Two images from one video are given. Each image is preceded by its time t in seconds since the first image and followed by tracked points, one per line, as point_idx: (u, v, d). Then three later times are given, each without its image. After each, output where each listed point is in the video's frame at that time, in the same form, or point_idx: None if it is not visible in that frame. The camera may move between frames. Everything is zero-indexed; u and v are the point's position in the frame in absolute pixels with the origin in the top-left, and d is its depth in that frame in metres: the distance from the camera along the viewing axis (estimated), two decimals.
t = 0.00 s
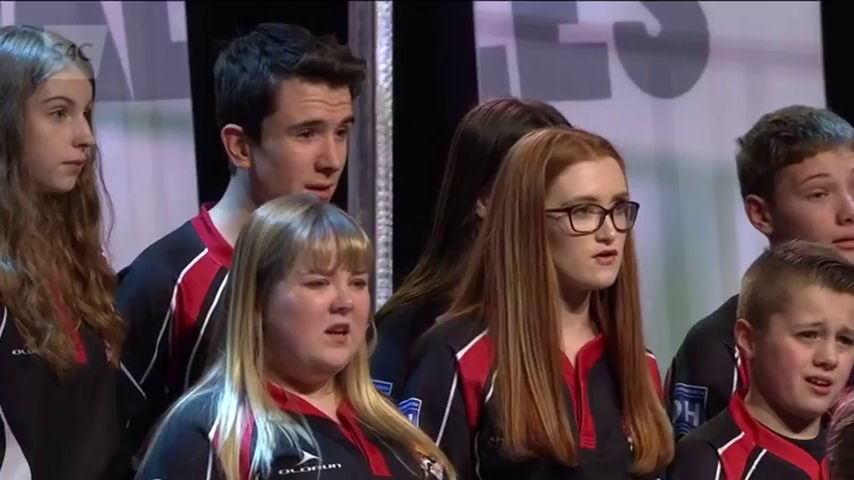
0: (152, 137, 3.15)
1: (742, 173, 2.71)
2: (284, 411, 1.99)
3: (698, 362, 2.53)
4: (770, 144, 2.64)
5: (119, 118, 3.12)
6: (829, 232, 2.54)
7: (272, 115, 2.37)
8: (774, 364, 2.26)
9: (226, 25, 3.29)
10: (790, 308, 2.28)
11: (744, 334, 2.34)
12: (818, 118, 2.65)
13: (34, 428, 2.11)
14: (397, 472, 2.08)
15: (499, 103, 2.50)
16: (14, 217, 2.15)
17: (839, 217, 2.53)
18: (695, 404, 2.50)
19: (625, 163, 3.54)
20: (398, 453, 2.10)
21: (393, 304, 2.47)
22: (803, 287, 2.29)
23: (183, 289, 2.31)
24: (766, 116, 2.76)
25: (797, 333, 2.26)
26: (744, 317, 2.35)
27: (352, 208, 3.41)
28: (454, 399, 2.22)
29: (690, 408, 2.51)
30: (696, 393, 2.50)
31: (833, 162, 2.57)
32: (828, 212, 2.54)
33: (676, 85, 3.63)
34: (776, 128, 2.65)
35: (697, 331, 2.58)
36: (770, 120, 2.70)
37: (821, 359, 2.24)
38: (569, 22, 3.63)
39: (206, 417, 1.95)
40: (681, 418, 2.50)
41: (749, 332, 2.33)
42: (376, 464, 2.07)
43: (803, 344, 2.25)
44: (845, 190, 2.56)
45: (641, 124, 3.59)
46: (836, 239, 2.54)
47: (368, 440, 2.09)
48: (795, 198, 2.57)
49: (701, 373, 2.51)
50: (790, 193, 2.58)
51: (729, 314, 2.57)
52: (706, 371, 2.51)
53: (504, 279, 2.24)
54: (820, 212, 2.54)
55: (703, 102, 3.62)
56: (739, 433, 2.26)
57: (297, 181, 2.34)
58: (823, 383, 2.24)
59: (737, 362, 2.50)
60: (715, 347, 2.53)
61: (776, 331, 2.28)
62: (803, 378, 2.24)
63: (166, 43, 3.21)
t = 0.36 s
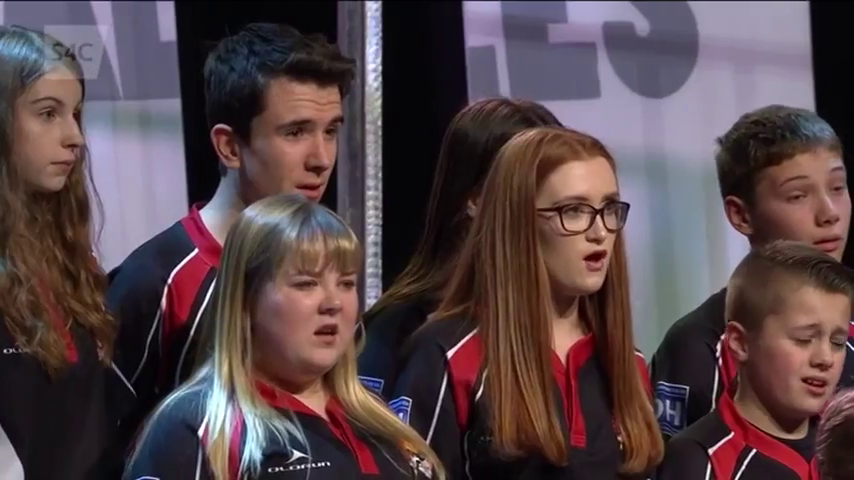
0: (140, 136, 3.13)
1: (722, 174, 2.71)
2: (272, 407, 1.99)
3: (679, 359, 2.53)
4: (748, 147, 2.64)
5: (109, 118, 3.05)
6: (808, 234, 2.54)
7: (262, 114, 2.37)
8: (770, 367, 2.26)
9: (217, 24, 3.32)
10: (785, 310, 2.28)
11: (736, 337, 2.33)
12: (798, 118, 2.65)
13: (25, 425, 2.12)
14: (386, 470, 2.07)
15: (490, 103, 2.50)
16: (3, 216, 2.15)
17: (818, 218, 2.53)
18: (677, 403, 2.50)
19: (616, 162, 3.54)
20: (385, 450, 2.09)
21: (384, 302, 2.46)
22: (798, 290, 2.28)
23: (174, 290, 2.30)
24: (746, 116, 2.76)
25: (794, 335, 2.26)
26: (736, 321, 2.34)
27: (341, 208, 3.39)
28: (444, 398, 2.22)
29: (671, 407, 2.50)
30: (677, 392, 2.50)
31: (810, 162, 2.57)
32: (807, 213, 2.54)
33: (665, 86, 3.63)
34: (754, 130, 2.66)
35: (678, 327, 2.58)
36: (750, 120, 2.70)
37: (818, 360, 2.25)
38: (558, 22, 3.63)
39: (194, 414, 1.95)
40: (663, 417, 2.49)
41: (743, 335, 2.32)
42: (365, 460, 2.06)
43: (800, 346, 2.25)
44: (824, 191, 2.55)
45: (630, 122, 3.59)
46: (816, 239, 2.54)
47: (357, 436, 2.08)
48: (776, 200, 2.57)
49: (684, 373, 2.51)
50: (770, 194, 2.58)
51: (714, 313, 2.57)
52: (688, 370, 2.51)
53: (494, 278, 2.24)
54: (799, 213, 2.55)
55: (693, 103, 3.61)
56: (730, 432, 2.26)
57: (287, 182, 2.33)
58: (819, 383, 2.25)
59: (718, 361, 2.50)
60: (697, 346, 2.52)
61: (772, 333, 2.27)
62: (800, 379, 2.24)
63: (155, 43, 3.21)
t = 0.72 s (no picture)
0: (130, 134, 3.12)
1: (704, 175, 2.71)
2: (260, 403, 1.99)
3: (664, 357, 2.53)
4: (729, 145, 2.64)
5: (98, 117, 3.06)
6: (791, 232, 2.54)
7: (249, 114, 2.36)
8: (764, 370, 2.26)
9: (204, 24, 3.27)
10: (776, 313, 2.28)
11: (725, 341, 2.33)
12: (779, 117, 2.65)
13: (13, 424, 2.10)
14: (373, 467, 2.07)
15: (476, 103, 2.50)
16: None
17: (800, 216, 2.53)
18: (662, 400, 2.49)
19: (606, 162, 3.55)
20: (371, 446, 2.09)
21: (373, 301, 2.45)
22: (788, 294, 2.29)
23: (163, 287, 2.30)
24: (727, 116, 2.76)
25: (786, 337, 2.27)
26: (726, 325, 2.34)
27: (330, 208, 3.37)
28: (435, 396, 2.21)
29: (656, 404, 2.50)
30: (663, 389, 2.50)
31: (791, 161, 2.57)
32: (789, 211, 2.54)
33: (654, 86, 3.63)
34: (734, 129, 2.66)
35: (665, 324, 2.57)
36: (730, 120, 2.70)
37: (811, 361, 2.25)
38: (548, 21, 3.63)
39: (181, 409, 1.95)
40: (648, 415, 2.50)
41: (733, 340, 2.32)
42: (351, 456, 2.06)
43: (793, 348, 2.26)
44: (806, 188, 2.55)
45: (620, 123, 3.60)
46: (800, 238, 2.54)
47: (343, 432, 2.08)
48: (757, 199, 2.57)
49: (669, 370, 2.51)
50: (752, 192, 2.58)
51: (701, 310, 2.56)
52: (673, 368, 2.51)
53: (484, 279, 2.24)
54: (781, 211, 2.54)
55: (682, 97, 3.62)
56: (717, 432, 2.27)
57: (277, 182, 2.33)
58: (812, 384, 2.26)
59: (704, 359, 2.50)
60: (683, 344, 2.52)
61: (762, 335, 2.28)
62: (794, 381, 2.25)
63: (144, 42, 3.19)
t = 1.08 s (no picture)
0: (118, 134, 3.11)
1: (693, 176, 2.71)
2: (248, 399, 1.99)
3: (656, 357, 2.53)
4: (716, 145, 2.65)
5: (85, 116, 3.03)
6: (780, 230, 2.54)
7: (235, 112, 2.36)
8: (750, 367, 2.27)
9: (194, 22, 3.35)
10: (763, 311, 2.28)
11: (713, 341, 2.33)
12: (767, 116, 2.65)
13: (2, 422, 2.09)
14: (359, 462, 2.05)
15: (465, 103, 2.50)
16: None
17: (789, 214, 2.53)
18: (654, 400, 2.50)
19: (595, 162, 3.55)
20: (357, 442, 2.08)
21: (364, 297, 2.45)
22: (773, 292, 2.29)
23: (149, 283, 2.29)
24: (714, 118, 2.76)
25: (773, 335, 2.27)
26: (713, 326, 2.35)
27: (320, 208, 3.35)
28: (424, 394, 2.21)
29: (648, 404, 2.50)
30: (654, 389, 2.50)
31: (779, 158, 2.57)
32: (778, 210, 2.54)
33: (644, 85, 3.64)
34: (723, 129, 2.66)
35: (657, 326, 2.58)
36: (718, 121, 2.70)
37: (799, 359, 2.26)
38: (537, 21, 3.63)
39: (168, 404, 1.95)
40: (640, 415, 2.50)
41: (720, 339, 2.32)
42: (337, 451, 2.05)
43: (779, 346, 2.26)
44: (794, 187, 2.56)
45: (609, 123, 3.60)
46: (790, 236, 2.54)
47: (328, 427, 2.07)
48: (745, 197, 2.58)
49: (661, 370, 2.51)
50: (740, 191, 2.59)
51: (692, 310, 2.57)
52: (664, 368, 2.51)
53: (473, 278, 2.24)
54: (770, 209, 2.55)
55: (670, 99, 3.62)
56: (707, 431, 2.27)
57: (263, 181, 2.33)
58: (801, 381, 2.26)
59: (695, 358, 2.50)
60: (675, 343, 2.53)
61: (750, 335, 2.28)
62: (782, 378, 2.25)
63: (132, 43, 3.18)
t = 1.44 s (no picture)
0: (107, 134, 3.12)
1: (686, 173, 2.72)
2: (237, 398, 2.00)
3: (653, 354, 2.54)
4: (711, 139, 2.65)
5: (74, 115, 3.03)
6: (775, 224, 2.54)
7: (219, 111, 2.36)
8: (739, 367, 2.27)
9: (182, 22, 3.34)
10: (753, 311, 2.29)
11: (703, 341, 2.34)
12: (759, 111, 2.66)
13: None
14: (348, 461, 2.05)
15: (456, 102, 2.50)
16: None
17: (783, 207, 2.54)
18: (650, 395, 2.50)
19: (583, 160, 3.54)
20: (345, 441, 2.08)
21: (356, 295, 2.45)
22: (763, 293, 2.29)
23: (135, 281, 2.29)
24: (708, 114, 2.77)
25: (763, 336, 2.27)
26: (703, 326, 2.35)
27: (309, 208, 3.33)
28: (411, 394, 2.22)
29: (644, 399, 2.51)
30: (651, 384, 2.51)
31: (773, 151, 2.57)
32: (772, 203, 2.54)
33: (632, 86, 3.63)
34: (716, 124, 2.67)
35: (653, 323, 2.58)
36: (711, 117, 2.71)
37: (789, 359, 2.26)
38: (526, 20, 3.63)
39: (157, 403, 1.95)
40: (636, 409, 2.51)
41: (709, 340, 2.33)
42: (327, 450, 2.05)
43: (768, 347, 2.27)
44: (788, 180, 2.56)
45: (597, 123, 3.60)
46: (786, 229, 2.54)
47: (316, 426, 2.07)
48: (739, 190, 2.58)
49: (658, 365, 2.52)
50: (734, 186, 2.59)
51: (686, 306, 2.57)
52: (660, 364, 2.51)
53: (461, 277, 2.24)
54: (764, 204, 2.55)
55: (659, 99, 3.62)
56: (699, 429, 2.27)
57: (247, 179, 2.33)
58: (791, 382, 2.26)
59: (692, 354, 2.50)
60: (672, 341, 2.53)
61: (739, 336, 2.28)
62: (772, 379, 2.25)
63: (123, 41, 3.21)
